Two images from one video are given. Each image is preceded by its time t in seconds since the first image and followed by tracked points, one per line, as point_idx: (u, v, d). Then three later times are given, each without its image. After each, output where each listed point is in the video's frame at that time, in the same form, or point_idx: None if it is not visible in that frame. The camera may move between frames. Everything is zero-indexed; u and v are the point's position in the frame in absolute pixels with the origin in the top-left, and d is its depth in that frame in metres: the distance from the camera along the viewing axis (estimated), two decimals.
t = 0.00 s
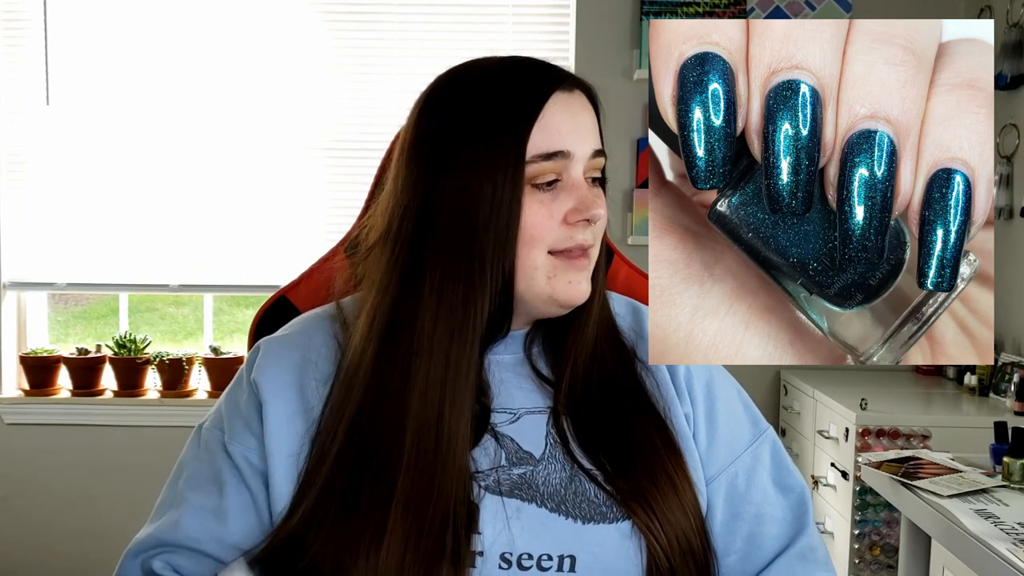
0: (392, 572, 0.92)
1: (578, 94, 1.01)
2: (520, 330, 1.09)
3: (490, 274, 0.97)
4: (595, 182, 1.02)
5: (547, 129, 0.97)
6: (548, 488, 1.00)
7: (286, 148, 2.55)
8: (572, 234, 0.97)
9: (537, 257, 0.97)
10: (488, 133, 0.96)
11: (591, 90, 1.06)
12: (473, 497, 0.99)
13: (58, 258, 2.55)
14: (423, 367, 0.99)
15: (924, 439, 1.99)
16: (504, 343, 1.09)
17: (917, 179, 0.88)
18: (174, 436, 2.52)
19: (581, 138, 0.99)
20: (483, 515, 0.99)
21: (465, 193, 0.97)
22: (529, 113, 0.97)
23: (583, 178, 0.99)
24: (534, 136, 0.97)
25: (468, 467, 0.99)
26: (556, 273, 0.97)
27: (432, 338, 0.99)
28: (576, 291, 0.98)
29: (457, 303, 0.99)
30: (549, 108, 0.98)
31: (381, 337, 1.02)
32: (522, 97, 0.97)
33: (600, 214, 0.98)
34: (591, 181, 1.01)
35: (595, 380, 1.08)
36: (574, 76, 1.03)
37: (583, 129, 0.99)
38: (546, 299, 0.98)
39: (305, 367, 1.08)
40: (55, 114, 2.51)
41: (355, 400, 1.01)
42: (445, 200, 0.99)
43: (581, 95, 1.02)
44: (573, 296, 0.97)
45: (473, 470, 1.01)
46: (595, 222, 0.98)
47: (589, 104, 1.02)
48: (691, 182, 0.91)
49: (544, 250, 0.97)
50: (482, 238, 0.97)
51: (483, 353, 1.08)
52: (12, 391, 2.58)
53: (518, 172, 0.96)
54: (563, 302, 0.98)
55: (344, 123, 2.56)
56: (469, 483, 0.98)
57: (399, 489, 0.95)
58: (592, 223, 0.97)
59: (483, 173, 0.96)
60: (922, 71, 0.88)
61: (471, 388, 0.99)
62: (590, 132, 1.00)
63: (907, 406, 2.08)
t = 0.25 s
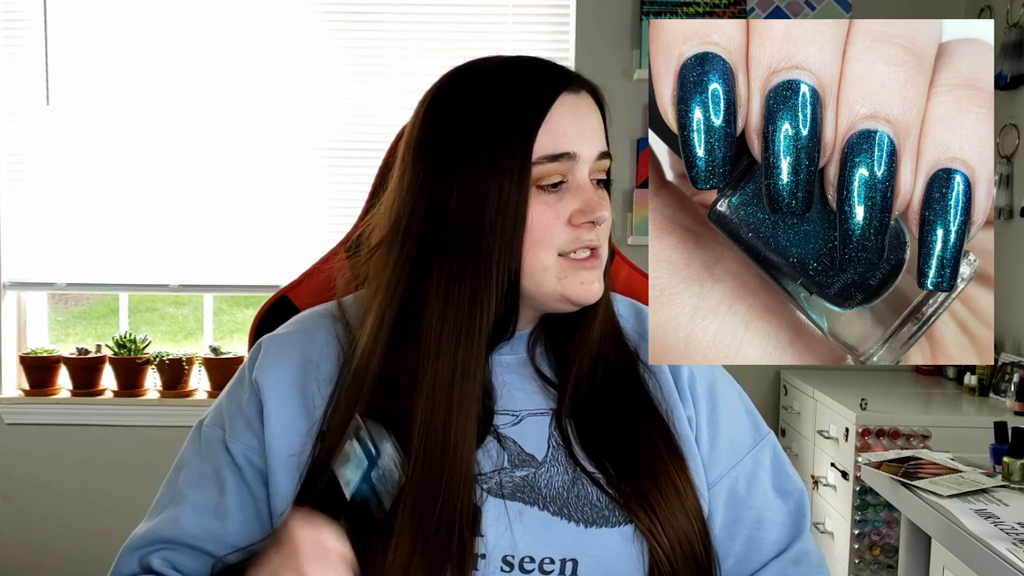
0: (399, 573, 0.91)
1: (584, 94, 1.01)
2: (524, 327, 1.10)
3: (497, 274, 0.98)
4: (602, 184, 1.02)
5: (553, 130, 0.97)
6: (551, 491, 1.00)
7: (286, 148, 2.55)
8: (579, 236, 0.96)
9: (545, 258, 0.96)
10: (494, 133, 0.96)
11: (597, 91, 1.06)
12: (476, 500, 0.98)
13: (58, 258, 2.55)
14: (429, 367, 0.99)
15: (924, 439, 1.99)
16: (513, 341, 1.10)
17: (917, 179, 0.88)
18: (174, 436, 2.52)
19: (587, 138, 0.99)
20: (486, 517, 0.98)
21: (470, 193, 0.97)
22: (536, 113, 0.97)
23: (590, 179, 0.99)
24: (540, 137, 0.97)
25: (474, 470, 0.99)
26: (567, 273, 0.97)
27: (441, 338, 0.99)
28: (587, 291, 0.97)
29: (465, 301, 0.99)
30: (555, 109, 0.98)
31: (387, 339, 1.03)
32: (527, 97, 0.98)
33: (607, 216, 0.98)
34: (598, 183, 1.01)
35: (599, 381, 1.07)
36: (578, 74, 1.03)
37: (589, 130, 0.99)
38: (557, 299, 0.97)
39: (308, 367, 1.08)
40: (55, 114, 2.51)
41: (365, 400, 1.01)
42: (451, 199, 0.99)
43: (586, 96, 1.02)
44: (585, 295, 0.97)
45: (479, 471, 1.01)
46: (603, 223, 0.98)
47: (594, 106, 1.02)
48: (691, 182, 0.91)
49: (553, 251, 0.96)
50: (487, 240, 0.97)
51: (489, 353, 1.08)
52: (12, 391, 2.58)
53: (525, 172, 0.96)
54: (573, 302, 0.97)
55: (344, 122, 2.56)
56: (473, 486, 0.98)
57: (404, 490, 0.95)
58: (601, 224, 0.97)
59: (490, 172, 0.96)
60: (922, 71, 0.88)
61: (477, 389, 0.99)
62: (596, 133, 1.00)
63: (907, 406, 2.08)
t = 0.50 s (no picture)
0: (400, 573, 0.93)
1: (579, 94, 1.02)
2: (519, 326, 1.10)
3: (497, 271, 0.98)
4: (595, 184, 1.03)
5: (550, 130, 0.98)
6: (548, 487, 1.01)
7: (286, 148, 2.55)
8: (573, 236, 0.98)
9: (538, 257, 0.98)
10: (489, 132, 0.97)
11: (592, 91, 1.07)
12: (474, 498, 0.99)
13: (58, 258, 2.55)
14: (426, 364, 0.99)
15: (924, 439, 1.99)
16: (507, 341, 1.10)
17: (917, 179, 0.88)
18: (174, 436, 2.52)
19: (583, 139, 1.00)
20: (483, 514, 0.99)
21: (468, 192, 0.97)
22: (530, 112, 0.97)
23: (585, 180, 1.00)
24: (537, 137, 0.97)
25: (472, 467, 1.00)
26: (556, 272, 0.98)
27: (439, 335, 0.99)
28: (577, 290, 0.99)
29: (463, 298, 0.99)
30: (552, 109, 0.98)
31: (382, 333, 1.02)
32: (521, 96, 0.98)
33: (599, 217, 1.00)
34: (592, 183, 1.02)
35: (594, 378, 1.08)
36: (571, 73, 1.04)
37: (586, 131, 1.00)
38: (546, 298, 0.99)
39: (305, 367, 1.09)
40: (55, 114, 2.51)
41: (357, 397, 1.00)
42: (447, 197, 0.99)
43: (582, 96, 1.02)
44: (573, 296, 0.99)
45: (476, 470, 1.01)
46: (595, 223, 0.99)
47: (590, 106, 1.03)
48: (691, 182, 0.91)
49: (546, 250, 0.98)
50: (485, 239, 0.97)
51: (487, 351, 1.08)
52: (12, 391, 2.58)
53: (522, 172, 0.96)
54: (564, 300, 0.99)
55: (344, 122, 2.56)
56: (472, 483, 0.99)
57: (406, 489, 0.96)
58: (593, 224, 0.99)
59: (486, 171, 0.96)
60: (923, 71, 0.88)
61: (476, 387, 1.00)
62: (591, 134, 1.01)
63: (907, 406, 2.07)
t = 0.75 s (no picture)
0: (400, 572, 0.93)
1: (572, 93, 1.02)
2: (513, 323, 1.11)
3: (494, 270, 0.99)
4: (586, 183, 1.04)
5: (543, 130, 0.98)
6: (546, 483, 1.02)
7: (286, 148, 2.55)
8: (564, 235, 0.99)
9: (531, 256, 0.98)
10: (481, 131, 0.97)
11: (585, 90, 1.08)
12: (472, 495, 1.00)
13: (58, 258, 2.55)
14: (425, 363, 1.00)
15: (924, 439, 1.99)
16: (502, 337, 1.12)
17: (917, 179, 0.88)
18: (175, 436, 2.52)
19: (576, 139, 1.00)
20: (481, 511, 1.00)
21: (461, 191, 0.97)
22: (523, 111, 0.98)
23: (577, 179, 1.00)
24: (531, 137, 0.98)
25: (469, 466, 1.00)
26: (549, 270, 0.99)
27: (436, 333, 1.00)
28: (569, 289, 1.00)
29: (459, 296, 0.99)
30: (545, 109, 0.99)
31: (381, 333, 1.03)
32: (514, 95, 0.98)
33: (590, 216, 1.00)
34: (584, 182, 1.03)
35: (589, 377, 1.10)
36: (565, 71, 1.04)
37: (579, 130, 1.00)
38: (540, 296, 1.00)
39: (302, 366, 1.09)
40: (55, 114, 2.51)
41: (358, 394, 1.01)
42: (441, 198, 0.99)
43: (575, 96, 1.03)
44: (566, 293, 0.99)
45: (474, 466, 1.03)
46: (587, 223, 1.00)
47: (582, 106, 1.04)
48: (691, 182, 0.91)
49: (538, 249, 0.98)
50: (480, 238, 0.97)
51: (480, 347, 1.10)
52: (12, 391, 2.58)
53: (515, 171, 0.96)
54: (557, 299, 1.00)
55: (344, 122, 2.56)
56: (469, 481, 1.00)
57: (405, 486, 0.96)
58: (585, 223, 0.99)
59: (480, 169, 0.96)
60: (923, 71, 0.88)
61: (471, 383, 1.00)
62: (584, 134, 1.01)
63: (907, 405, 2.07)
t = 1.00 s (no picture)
0: None
1: (565, 94, 1.02)
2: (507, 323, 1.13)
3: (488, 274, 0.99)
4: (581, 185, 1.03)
5: (535, 132, 0.97)
6: (539, 484, 1.03)
7: (286, 148, 2.55)
8: (557, 238, 0.98)
9: (522, 260, 0.98)
10: (472, 131, 0.97)
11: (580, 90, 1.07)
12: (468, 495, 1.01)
13: (58, 258, 2.55)
14: (419, 367, 1.01)
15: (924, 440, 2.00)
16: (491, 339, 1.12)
17: (917, 179, 0.88)
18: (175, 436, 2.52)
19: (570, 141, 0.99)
20: (476, 512, 1.01)
21: (454, 192, 0.98)
22: (515, 111, 0.97)
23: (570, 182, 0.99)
24: (523, 139, 0.97)
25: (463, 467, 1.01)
26: (540, 274, 0.98)
27: (430, 336, 1.01)
28: (562, 294, 0.99)
29: (452, 298, 1.00)
30: (538, 110, 0.98)
31: (376, 336, 1.03)
32: (506, 96, 0.98)
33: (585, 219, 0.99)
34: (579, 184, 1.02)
35: (584, 380, 1.11)
36: (558, 71, 1.03)
37: (572, 132, 1.00)
38: (531, 300, 0.99)
39: (294, 368, 1.09)
40: (55, 114, 2.51)
41: (352, 395, 1.02)
42: (434, 200, 0.99)
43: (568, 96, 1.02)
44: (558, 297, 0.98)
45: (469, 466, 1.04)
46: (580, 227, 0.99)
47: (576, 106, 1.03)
48: (691, 182, 0.91)
49: (529, 253, 0.98)
50: (472, 239, 0.97)
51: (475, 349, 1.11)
52: (12, 391, 2.58)
53: (508, 172, 0.96)
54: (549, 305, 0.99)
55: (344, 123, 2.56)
56: (463, 483, 1.00)
57: (399, 490, 0.97)
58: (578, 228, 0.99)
59: (472, 170, 0.97)
60: (922, 71, 0.88)
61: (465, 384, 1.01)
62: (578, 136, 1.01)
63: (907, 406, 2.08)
